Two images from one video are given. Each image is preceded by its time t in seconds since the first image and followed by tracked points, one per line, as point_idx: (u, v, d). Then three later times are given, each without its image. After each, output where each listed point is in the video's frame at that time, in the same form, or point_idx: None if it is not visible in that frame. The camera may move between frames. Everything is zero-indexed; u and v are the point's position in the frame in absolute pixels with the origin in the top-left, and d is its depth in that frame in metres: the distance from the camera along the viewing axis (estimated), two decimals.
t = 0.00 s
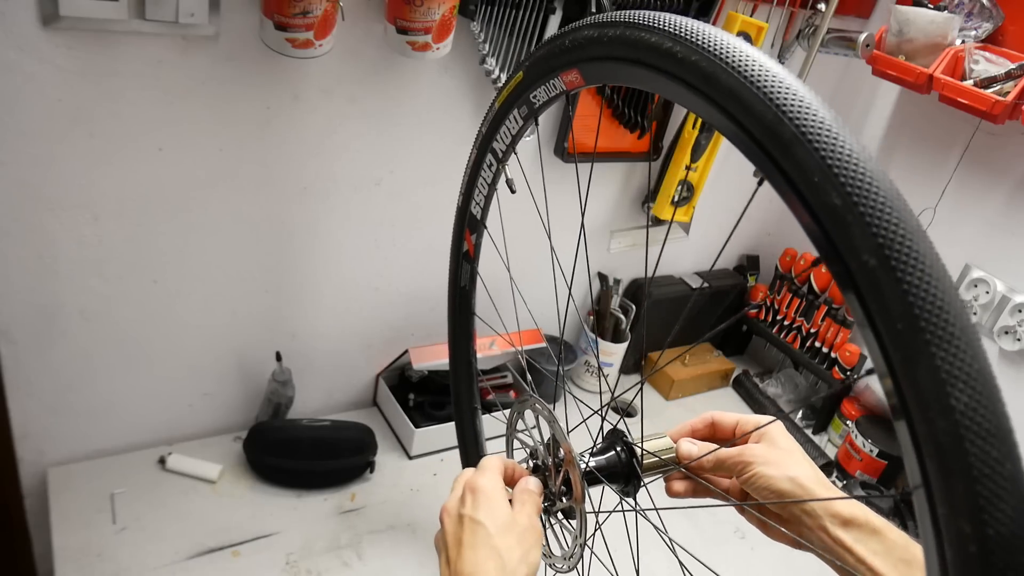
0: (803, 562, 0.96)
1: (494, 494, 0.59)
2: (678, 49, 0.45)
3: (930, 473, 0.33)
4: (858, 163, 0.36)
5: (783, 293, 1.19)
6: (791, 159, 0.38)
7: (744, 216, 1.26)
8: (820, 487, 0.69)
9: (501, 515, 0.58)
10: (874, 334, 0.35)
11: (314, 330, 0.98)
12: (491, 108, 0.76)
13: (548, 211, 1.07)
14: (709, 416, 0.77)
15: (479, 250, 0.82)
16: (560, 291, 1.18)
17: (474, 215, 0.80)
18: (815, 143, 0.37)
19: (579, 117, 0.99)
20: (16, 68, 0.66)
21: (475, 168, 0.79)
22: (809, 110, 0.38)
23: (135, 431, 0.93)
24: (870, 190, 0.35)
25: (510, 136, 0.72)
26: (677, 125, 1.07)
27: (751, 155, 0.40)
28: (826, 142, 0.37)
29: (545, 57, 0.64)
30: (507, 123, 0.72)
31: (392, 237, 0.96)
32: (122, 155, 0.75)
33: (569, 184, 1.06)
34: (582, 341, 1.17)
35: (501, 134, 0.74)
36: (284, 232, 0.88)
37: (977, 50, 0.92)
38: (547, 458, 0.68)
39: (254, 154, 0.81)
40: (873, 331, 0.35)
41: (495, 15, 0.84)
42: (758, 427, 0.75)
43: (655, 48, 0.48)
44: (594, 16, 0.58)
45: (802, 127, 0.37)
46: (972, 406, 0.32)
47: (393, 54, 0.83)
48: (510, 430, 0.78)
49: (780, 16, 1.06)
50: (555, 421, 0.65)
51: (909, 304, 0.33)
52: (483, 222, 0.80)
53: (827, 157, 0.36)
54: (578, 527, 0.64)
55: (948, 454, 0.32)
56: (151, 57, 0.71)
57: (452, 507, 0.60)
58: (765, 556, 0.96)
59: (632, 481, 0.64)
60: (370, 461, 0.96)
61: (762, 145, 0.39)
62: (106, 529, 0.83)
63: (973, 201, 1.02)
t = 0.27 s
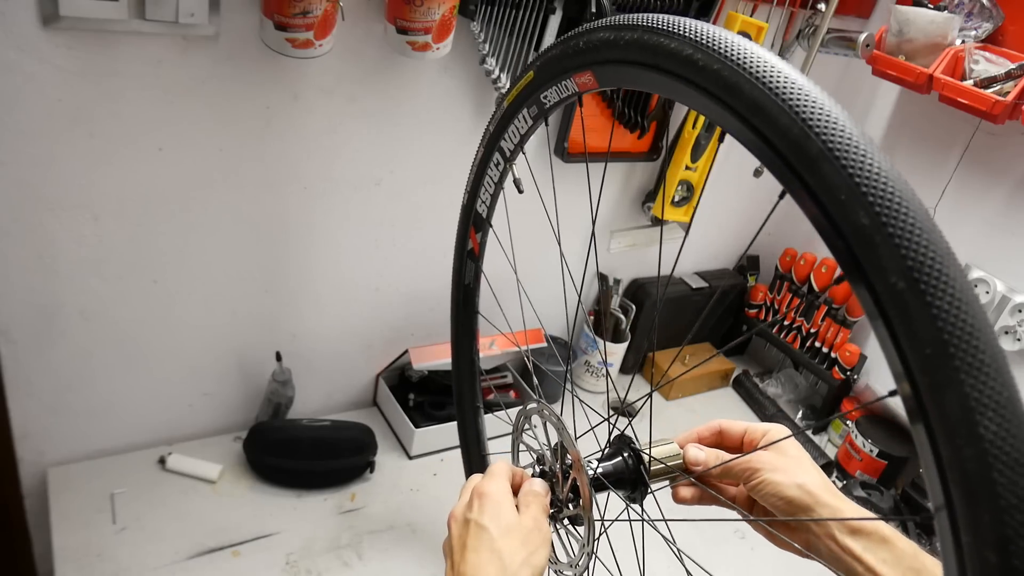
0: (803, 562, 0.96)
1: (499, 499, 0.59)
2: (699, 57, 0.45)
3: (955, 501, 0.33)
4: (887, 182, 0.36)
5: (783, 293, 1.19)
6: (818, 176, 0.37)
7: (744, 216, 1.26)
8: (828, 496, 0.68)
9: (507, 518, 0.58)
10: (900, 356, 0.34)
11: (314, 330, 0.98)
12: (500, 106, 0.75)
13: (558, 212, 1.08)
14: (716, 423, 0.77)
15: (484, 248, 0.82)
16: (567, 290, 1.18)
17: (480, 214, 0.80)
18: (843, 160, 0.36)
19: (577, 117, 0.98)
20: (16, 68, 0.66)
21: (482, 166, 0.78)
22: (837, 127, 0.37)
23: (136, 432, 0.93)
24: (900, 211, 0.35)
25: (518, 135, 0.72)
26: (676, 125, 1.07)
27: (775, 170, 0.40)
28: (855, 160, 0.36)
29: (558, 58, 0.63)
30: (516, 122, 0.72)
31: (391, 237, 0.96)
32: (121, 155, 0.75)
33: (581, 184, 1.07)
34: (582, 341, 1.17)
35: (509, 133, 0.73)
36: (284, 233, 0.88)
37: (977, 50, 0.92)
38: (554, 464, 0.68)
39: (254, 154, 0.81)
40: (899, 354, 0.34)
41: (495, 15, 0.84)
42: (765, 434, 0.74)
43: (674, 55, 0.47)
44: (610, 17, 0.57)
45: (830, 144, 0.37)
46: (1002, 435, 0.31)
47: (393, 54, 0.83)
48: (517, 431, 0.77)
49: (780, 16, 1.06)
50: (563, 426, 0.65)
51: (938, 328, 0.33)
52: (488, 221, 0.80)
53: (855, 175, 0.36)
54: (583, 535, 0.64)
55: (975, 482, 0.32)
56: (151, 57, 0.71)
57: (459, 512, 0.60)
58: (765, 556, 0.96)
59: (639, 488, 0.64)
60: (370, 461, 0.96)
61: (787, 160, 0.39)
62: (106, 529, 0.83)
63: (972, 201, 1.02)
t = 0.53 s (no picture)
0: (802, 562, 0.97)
1: (499, 501, 0.59)
2: (707, 62, 0.44)
3: (958, 520, 0.32)
4: (896, 195, 0.35)
5: (783, 293, 1.19)
6: (825, 187, 0.37)
7: (744, 216, 1.26)
8: (833, 501, 0.68)
9: (506, 520, 0.58)
10: (905, 372, 0.34)
11: (314, 330, 0.98)
12: (508, 105, 0.75)
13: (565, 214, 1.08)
14: (719, 427, 0.77)
15: (491, 246, 0.82)
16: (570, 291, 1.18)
17: (488, 213, 0.80)
18: (851, 172, 0.36)
19: (578, 118, 0.98)
20: (16, 68, 0.66)
21: (490, 165, 0.78)
22: (845, 138, 0.37)
23: (136, 432, 0.93)
24: (907, 225, 0.34)
25: (527, 135, 0.72)
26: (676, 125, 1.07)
27: (782, 177, 0.39)
28: (863, 172, 0.36)
29: (566, 59, 0.63)
30: (525, 121, 0.72)
31: (391, 237, 0.96)
32: (121, 155, 0.75)
33: (586, 185, 1.07)
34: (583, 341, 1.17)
35: (518, 133, 0.73)
36: (284, 233, 0.88)
37: (977, 50, 0.92)
38: (556, 468, 0.68)
39: (254, 154, 0.81)
40: (904, 370, 0.34)
41: (495, 15, 0.84)
42: (770, 438, 0.74)
43: (683, 60, 0.46)
44: (619, 19, 0.56)
45: (838, 155, 0.37)
46: (1006, 456, 0.31)
47: (393, 54, 0.83)
48: (522, 430, 0.77)
49: (780, 16, 1.06)
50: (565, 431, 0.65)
51: (944, 347, 0.32)
52: (496, 220, 0.80)
53: (863, 188, 0.35)
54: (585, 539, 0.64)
55: (978, 504, 0.31)
56: (151, 57, 0.71)
57: (460, 514, 0.60)
58: (765, 556, 0.96)
59: (641, 493, 0.64)
60: (370, 461, 0.96)
61: (794, 169, 0.38)
62: (106, 529, 0.83)
63: (973, 201, 1.02)
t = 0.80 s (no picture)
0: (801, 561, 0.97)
1: (499, 499, 0.59)
2: (706, 62, 0.44)
3: (960, 526, 0.32)
4: (896, 196, 0.35)
5: (783, 293, 1.19)
6: (826, 188, 0.37)
7: (744, 216, 1.26)
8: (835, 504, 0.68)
9: (506, 519, 0.58)
10: (906, 375, 0.34)
11: (314, 330, 0.98)
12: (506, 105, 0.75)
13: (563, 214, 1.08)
14: (721, 427, 0.77)
15: (490, 246, 0.82)
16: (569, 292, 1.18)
17: (485, 213, 0.80)
18: (852, 173, 0.36)
19: (577, 117, 0.98)
20: (16, 68, 0.66)
21: (488, 165, 0.78)
22: (846, 139, 0.37)
23: (136, 432, 0.93)
24: (908, 226, 0.34)
25: (524, 135, 0.72)
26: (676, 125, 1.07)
27: (782, 179, 0.39)
28: (863, 173, 0.36)
29: (565, 59, 0.63)
30: (523, 122, 0.72)
31: (391, 237, 0.96)
32: (121, 155, 0.75)
33: (586, 186, 1.07)
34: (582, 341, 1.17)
35: (516, 133, 0.73)
36: (284, 232, 0.88)
37: (977, 50, 0.92)
38: (555, 469, 0.68)
39: (254, 154, 0.81)
40: (905, 373, 0.34)
41: (495, 15, 0.84)
42: (771, 439, 0.74)
43: (682, 60, 0.46)
44: (618, 19, 0.56)
45: (839, 157, 0.36)
46: (1008, 460, 0.31)
47: (393, 54, 0.83)
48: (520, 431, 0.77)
49: (780, 16, 1.06)
50: (564, 433, 0.65)
51: (945, 349, 0.32)
52: (494, 220, 0.80)
53: (863, 189, 0.35)
54: (585, 540, 0.64)
55: (980, 507, 0.31)
56: (151, 57, 0.71)
57: (458, 511, 0.60)
58: (764, 556, 0.97)
59: (641, 494, 0.64)
60: (370, 461, 0.96)
61: (795, 170, 0.38)
62: (106, 529, 0.83)
63: (973, 201, 1.02)
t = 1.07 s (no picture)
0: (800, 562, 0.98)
1: (497, 502, 0.59)
2: (697, 63, 0.44)
3: (935, 535, 0.32)
4: (879, 201, 0.35)
5: (783, 293, 1.19)
6: (810, 191, 0.36)
7: (744, 216, 1.26)
8: (834, 515, 0.67)
9: (502, 523, 0.58)
10: (885, 383, 0.34)
11: (314, 330, 0.98)
12: (510, 105, 0.75)
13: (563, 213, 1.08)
14: (721, 432, 0.77)
15: (496, 246, 0.82)
16: (570, 292, 1.19)
17: (491, 212, 0.80)
18: (835, 177, 0.36)
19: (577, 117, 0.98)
20: (16, 68, 0.66)
21: (493, 164, 0.78)
22: (830, 142, 0.37)
23: (136, 432, 0.93)
24: (889, 231, 0.34)
25: (528, 135, 0.72)
26: (677, 125, 1.07)
27: (769, 181, 0.39)
28: (846, 176, 0.35)
29: (564, 59, 0.63)
30: (526, 122, 0.72)
31: (391, 237, 0.96)
32: (121, 155, 0.75)
33: (586, 185, 1.07)
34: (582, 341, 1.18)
35: (519, 133, 0.73)
36: (284, 232, 0.88)
37: (977, 50, 0.92)
38: (550, 470, 0.68)
39: (254, 154, 0.81)
40: (884, 380, 0.34)
41: (495, 15, 0.84)
42: (773, 447, 0.74)
43: (674, 61, 0.46)
44: (615, 19, 0.56)
45: (822, 159, 0.36)
46: (984, 471, 0.31)
47: (393, 54, 0.83)
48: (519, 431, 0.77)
49: (781, 16, 1.06)
50: (558, 438, 0.65)
51: (923, 358, 0.32)
52: (500, 219, 0.80)
53: (845, 193, 0.35)
54: (577, 543, 0.63)
55: (955, 518, 0.31)
56: (151, 57, 0.71)
57: (456, 509, 0.60)
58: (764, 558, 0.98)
59: (638, 496, 0.63)
60: (370, 461, 0.96)
61: (780, 173, 0.38)
62: (106, 529, 0.83)
63: (973, 201, 1.02)
